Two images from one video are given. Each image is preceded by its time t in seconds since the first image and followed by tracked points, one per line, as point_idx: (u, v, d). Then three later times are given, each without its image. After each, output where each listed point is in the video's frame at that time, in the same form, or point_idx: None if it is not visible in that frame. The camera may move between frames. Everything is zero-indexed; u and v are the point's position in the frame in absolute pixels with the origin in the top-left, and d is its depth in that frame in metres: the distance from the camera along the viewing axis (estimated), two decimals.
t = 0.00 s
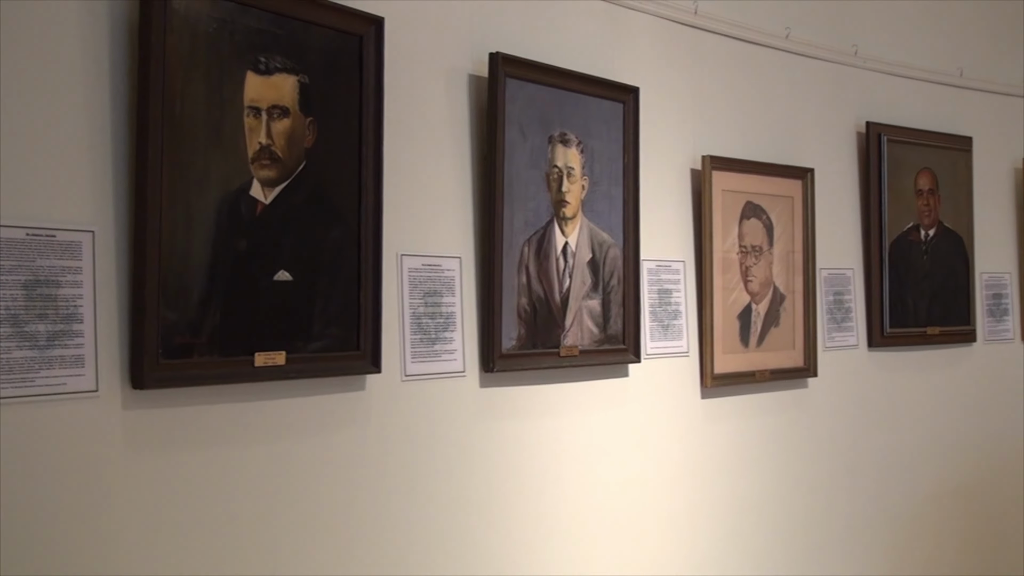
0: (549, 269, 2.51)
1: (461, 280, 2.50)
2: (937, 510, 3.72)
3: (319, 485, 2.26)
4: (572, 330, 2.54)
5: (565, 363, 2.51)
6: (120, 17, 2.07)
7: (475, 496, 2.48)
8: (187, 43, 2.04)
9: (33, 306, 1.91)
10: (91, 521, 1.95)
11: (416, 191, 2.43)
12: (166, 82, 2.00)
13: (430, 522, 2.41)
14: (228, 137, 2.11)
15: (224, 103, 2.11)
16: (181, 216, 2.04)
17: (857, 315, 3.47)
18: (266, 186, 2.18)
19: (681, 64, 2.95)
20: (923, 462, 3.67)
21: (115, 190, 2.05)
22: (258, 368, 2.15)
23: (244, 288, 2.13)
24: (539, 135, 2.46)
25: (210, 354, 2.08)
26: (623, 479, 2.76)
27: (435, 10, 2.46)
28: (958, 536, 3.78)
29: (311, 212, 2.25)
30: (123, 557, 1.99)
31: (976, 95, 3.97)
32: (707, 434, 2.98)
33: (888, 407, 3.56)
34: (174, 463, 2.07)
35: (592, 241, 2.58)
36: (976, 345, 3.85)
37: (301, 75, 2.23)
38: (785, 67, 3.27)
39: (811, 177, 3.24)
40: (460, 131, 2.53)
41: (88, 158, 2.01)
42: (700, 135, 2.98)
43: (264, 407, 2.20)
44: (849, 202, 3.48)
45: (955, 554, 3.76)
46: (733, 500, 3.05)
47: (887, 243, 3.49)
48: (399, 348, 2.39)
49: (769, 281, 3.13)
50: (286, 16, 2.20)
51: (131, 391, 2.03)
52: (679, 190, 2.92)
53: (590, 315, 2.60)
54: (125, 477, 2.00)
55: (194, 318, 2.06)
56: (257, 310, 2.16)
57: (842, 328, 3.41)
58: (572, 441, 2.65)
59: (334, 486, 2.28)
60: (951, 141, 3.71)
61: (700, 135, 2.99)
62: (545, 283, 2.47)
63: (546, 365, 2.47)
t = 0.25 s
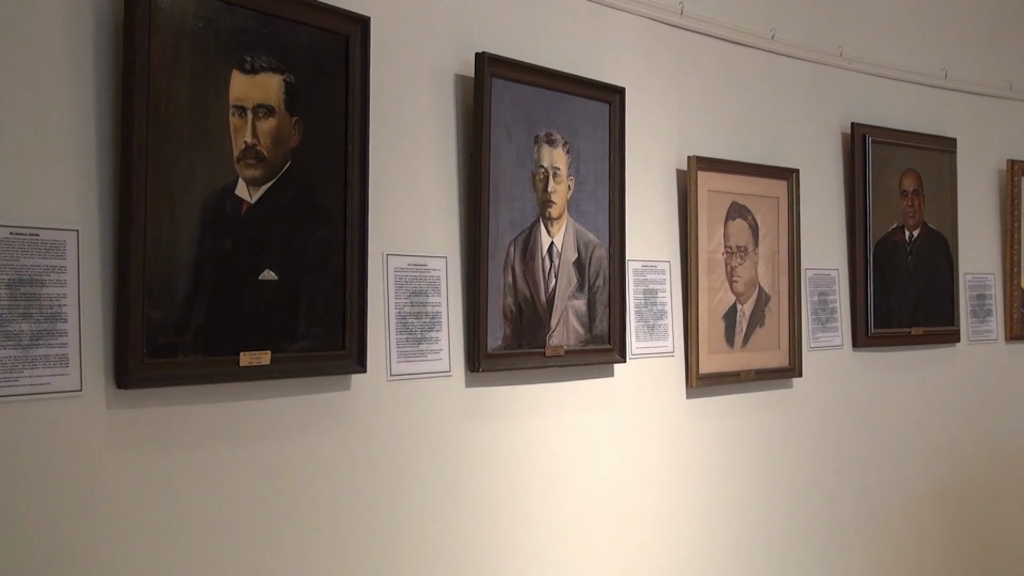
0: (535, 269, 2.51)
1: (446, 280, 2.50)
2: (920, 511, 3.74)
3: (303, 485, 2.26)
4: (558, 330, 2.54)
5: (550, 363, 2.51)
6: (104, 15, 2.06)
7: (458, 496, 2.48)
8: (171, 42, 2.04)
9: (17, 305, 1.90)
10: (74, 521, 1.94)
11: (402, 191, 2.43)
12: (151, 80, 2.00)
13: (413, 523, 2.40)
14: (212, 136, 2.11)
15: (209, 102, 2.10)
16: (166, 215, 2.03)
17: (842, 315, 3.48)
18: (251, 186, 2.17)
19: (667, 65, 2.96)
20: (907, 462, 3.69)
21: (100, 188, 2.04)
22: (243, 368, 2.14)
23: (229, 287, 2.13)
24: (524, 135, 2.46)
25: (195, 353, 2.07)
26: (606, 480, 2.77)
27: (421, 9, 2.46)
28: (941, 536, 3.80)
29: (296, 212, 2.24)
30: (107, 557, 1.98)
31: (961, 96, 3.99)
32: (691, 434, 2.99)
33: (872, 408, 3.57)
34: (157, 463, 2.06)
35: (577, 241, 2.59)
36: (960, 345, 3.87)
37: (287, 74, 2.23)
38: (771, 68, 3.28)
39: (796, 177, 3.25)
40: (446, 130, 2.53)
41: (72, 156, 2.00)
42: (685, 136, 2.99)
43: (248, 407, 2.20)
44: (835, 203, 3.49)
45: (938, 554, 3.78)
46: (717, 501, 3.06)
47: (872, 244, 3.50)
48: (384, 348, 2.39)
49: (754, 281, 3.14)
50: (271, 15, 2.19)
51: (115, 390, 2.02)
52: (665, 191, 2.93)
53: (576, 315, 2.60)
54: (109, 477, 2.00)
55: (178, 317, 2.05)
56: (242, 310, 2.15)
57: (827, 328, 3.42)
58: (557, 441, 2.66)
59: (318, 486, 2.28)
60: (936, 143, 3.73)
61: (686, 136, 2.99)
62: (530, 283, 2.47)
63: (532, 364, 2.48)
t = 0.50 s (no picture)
0: (520, 269, 2.52)
1: (432, 279, 2.50)
2: (904, 510, 3.76)
3: (287, 485, 2.26)
4: (543, 329, 2.55)
5: (535, 362, 2.52)
6: (87, 12, 2.05)
7: (441, 496, 2.48)
8: (155, 40, 2.03)
9: None
10: (56, 520, 1.94)
11: (387, 190, 2.43)
12: (134, 78, 1.99)
13: (397, 523, 2.40)
14: (197, 134, 2.10)
15: (193, 100, 2.10)
16: (150, 213, 2.03)
17: (826, 315, 3.49)
18: (235, 184, 2.17)
19: (652, 65, 2.96)
20: (890, 461, 3.71)
21: (83, 186, 2.03)
22: (227, 367, 2.14)
23: (213, 286, 2.12)
24: (510, 134, 2.47)
25: (180, 352, 2.07)
26: (590, 480, 2.77)
27: (406, 8, 2.46)
28: (924, 535, 3.82)
29: (280, 210, 2.24)
30: (90, 556, 1.98)
31: (946, 97, 4.01)
32: (675, 434, 3.00)
33: (856, 407, 3.59)
34: (140, 462, 2.06)
35: (563, 241, 2.59)
36: (943, 345, 3.90)
37: (272, 73, 2.23)
38: (757, 68, 3.29)
39: (781, 177, 3.26)
40: (431, 130, 2.53)
41: (54, 154, 1.99)
42: (671, 136, 3.00)
43: (232, 406, 2.19)
44: (819, 202, 3.51)
45: (921, 553, 3.80)
46: (701, 500, 3.07)
47: (856, 244, 3.52)
48: (369, 347, 2.39)
49: (739, 281, 3.15)
50: (256, 13, 2.19)
51: (99, 389, 2.01)
52: (651, 190, 2.94)
53: (561, 315, 2.61)
54: (92, 476, 1.99)
55: (162, 316, 2.05)
56: (226, 309, 2.15)
57: (811, 327, 3.44)
58: (540, 441, 2.66)
59: (302, 486, 2.28)
60: (920, 143, 3.75)
61: (671, 136, 3.00)
62: (515, 282, 2.48)
63: (516, 364, 2.48)
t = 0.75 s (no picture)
0: (504, 267, 2.52)
1: (415, 278, 2.50)
2: (887, 508, 3.78)
3: (269, 483, 2.25)
4: (526, 328, 2.55)
5: (518, 361, 2.52)
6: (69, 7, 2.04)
7: (423, 495, 2.47)
8: (138, 36, 2.02)
9: None
10: (36, 520, 1.92)
11: (370, 188, 2.43)
12: (116, 75, 1.98)
13: (378, 521, 2.40)
14: (179, 131, 2.09)
15: (176, 97, 2.09)
16: (132, 211, 2.02)
17: (809, 313, 3.50)
18: (218, 182, 2.16)
19: (637, 63, 2.97)
20: (873, 459, 3.73)
21: (64, 183, 2.02)
22: (209, 365, 2.13)
23: (195, 284, 2.11)
24: (494, 133, 2.47)
25: (162, 350, 2.05)
26: (572, 478, 2.77)
27: (389, 6, 2.45)
28: (907, 533, 3.84)
29: (263, 208, 2.23)
30: (70, 555, 1.96)
31: (929, 98, 4.04)
32: (658, 432, 3.00)
33: (840, 406, 3.60)
34: (121, 462, 2.04)
35: (547, 239, 2.60)
36: (925, 344, 3.93)
37: (255, 70, 2.22)
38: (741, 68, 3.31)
39: (764, 176, 3.27)
40: (415, 128, 2.53)
41: (35, 151, 1.98)
42: (655, 135, 3.01)
43: (215, 404, 2.18)
44: (803, 201, 3.52)
45: (904, 551, 3.82)
46: (685, 499, 3.07)
47: (840, 243, 3.53)
48: (353, 345, 2.39)
49: (722, 280, 3.15)
50: (239, 11, 2.18)
51: (80, 387, 2.00)
52: (635, 189, 2.95)
53: (545, 314, 2.61)
54: (73, 475, 1.97)
55: (144, 314, 2.04)
56: (209, 306, 2.14)
57: (795, 326, 3.45)
58: (523, 439, 2.66)
59: (284, 484, 2.27)
60: (903, 143, 3.77)
61: (655, 135, 3.01)
62: (499, 280, 2.49)
63: (500, 362, 2.49)
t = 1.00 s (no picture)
0: (485, 266, 2.53)
1: (396, 276, 2.49)
2: (869, 506, 3.80)
3: (248, 483, 2.24)
4: (507, 326, 2.56)
5: (499, 359, 2.53)
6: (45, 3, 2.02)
7: (404, 494, 2.47)
8: (115, 33, 2.01)
9: None
10: (12, 521, 1.90)
11: (350, 187, 2.42)
12: (94, 72, 1.97)
13: (356, 521, 2.39)
14: (157, 129, 2.08)
15: (153, 94, 2.07)
16: (110, 209, 2.00)
17: (790, 312, 3.52)
18: (196, 180, 2.15)
19: (618, 62, 2.97)
20: (854, 457, 3.75)
21: (41, 181, 2.00)
22: (188, 364, 2.11)
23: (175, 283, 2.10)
24: (475, 131, 2.47)
25: (140, 350, 2.04)
26: (552, 477, 2.77)
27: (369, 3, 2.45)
28: (888, 530, 3.87)
29: (243, 207, 2.22)
30: (46, 557, 1.94)
31: (911, 97, 4.06)
32: (639, 431, 3.00)
33: (821, 404, 3.62)
34: (97, 462, 2.02)
35: (528, 238, 2.61)
36: (906, 342, 3.95)
37: (233, 68, 2.21)
38: (723, 66, 3.31)
39: (746, 175, 3.28)
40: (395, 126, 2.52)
41: (9, 148, 1.95)
42: (635, 133, 3.02)
43: (193, 404, 2.17)
44: (784, 200, 3.53)
45: (884, 548, 3.84)
46: (667, 496, 3.08)
47: (820, 241, 3.55)
48: (333, 344, 2.38)
49: (704, 278, 3.16)
50: (217, 8, 2.17)
51: (57, 387, 1.98)
52: (616, 188, 2.95)
53: (526, 312, 2.62)
54: (49, 476, 1.95)
55: (122, 312, 2.02)
56: (187, 305, 2.12)
57: (776, 324, 3.46)
58: (504, 438, 2.66)
59: (262, 484, 2.26)
60: (884, 142, 3.79)
61: (636, 133, 3.02)
62: (480, 279, 2.49)
63: (481, 361, 2.49)
